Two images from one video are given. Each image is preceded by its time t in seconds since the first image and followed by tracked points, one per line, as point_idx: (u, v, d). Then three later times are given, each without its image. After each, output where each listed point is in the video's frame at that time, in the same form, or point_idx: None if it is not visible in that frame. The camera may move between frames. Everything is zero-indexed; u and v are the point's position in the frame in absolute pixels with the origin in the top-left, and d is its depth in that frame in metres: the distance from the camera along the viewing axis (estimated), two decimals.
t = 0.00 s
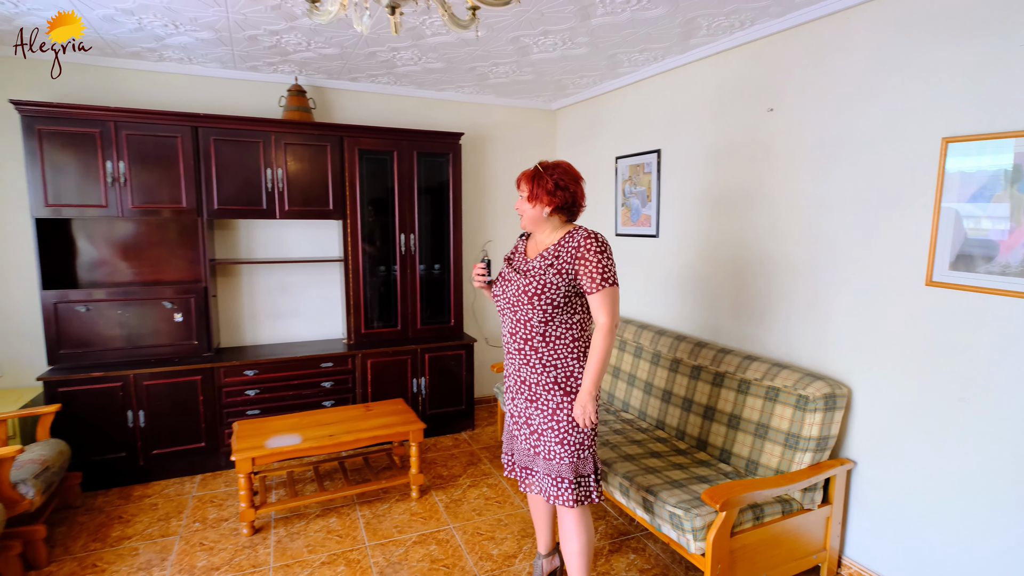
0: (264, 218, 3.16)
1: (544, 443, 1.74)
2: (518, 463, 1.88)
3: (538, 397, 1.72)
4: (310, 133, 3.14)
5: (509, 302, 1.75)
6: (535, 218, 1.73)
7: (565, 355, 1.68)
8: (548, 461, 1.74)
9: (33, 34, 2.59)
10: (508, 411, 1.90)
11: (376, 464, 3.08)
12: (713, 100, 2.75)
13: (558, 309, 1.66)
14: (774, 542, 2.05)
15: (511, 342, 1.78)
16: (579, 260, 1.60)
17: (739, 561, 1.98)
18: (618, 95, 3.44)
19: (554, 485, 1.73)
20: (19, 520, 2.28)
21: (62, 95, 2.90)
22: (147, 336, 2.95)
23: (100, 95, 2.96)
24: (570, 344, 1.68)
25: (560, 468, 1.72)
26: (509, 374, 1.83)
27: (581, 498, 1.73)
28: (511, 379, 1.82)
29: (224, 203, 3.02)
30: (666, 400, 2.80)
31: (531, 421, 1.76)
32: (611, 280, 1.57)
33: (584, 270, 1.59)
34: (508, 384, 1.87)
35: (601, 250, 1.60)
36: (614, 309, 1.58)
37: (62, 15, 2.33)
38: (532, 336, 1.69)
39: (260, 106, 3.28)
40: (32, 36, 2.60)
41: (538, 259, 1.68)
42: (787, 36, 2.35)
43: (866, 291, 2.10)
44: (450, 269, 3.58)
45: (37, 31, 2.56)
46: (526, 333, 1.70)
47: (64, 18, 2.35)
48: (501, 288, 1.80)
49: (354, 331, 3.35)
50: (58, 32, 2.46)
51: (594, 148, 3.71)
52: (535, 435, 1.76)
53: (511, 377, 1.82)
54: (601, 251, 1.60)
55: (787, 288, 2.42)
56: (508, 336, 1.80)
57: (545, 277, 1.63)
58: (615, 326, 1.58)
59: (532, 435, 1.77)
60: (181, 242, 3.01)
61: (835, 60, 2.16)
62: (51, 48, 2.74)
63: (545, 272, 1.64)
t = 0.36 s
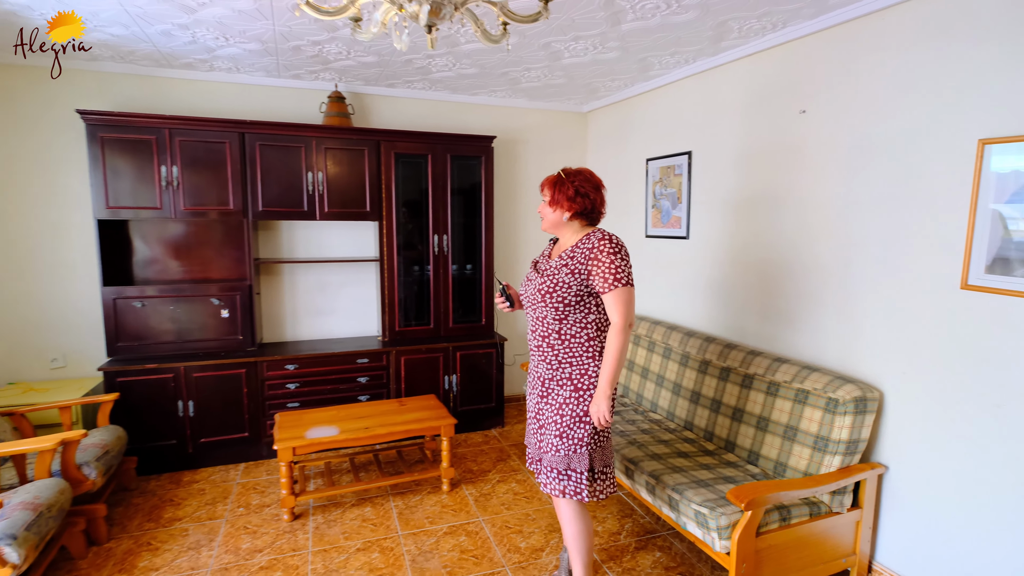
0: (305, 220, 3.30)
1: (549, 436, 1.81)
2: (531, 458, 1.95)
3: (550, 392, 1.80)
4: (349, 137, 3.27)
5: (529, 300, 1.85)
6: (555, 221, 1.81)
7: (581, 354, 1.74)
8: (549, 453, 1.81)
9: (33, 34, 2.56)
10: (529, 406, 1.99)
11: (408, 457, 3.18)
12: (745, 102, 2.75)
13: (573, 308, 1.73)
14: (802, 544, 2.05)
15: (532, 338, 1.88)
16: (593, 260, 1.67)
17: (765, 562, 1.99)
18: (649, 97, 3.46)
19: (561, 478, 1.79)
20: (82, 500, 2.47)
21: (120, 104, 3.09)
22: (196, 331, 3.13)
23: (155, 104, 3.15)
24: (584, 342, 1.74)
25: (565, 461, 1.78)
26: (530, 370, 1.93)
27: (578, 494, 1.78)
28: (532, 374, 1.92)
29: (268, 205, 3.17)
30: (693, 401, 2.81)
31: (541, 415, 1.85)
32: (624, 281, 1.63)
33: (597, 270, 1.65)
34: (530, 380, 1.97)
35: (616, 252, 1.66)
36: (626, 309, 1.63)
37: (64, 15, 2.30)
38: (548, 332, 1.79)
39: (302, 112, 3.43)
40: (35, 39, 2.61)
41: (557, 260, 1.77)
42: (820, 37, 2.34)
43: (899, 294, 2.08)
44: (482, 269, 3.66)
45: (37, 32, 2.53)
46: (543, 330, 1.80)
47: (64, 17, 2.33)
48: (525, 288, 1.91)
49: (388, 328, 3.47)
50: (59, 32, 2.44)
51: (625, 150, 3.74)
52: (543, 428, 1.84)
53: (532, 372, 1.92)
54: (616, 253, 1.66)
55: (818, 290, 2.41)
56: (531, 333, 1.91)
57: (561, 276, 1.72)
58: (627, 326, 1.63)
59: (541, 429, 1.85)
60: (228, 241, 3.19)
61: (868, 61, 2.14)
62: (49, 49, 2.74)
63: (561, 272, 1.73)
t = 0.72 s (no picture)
0: (344, 221, 3.44)
1: (562, 429, 1.90)
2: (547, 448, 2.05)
3: (565, 386, 1.88)
4: (385, 142, 3.40)
5: (550, 298, 1.93)
6: (579, 222, 1.87)
7: (598, 351, 1.80)
8: (559, 443, 1.90)
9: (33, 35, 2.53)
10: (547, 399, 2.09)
11: (440, 451, 3.28)
12: (776, 104, 2.75)
13: (591, 307, 1.80)
14: (829, 544, 2.06)
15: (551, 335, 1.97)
16: (611, 261, 1.73)
17: (790, 560, 2.00)
18: (680, 99, 3.48)
19: (574, 465, 1.89)
20: (139, 482, 2.64)
21: (175, 113, 3.29)
22: (241, 326, 3.30)
23: (206, 112, 3.33)
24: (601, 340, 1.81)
25: (576, 450, 1.87)
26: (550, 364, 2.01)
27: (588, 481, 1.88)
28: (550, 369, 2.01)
29: (309, 207, 3.32)
30: (722, 401, 2.82)
31: (557, 408, 1.94)
32: (641, 282, 1.69)
33: (615, 271, 1.71)
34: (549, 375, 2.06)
35: (634, 253, 1.72)
36: (642, 309, 1.69)
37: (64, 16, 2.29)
38: (566, 330, 1.87)
39: (342, 118, 3.57)
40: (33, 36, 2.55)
41: (577, 260, 1.84)
42: (853, 38, 2.33)
43: (931, 295, 2.07)
44: (513, 270, 3.74)
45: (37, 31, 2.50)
46: (562, 327, 1.88)
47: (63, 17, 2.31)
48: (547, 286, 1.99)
49: (422, 326, 3.58)
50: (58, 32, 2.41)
51: (655, 152, 3.76)
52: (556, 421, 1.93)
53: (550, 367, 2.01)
54: (633, 255, 1.72)
55: (849, 291, 2.40)
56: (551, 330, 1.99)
57: (580, 276, 1.79)
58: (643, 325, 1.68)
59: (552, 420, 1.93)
60: (271, 242, 3.35)
61: (901, 62, 2.13)
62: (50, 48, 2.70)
63: (580, 272, 1.80)
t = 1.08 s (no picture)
0: (378, 222, 3.57)
1: (568, 423, 2.03)
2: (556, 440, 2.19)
3: (569, 384, 2.01)
4: (418, 145, 3.51)
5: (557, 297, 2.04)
6: (587, 224, 1.94)
7: (593, 350, 1.90)
8: (568, 436, 2.04)
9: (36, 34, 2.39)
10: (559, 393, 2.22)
11: (469, 445, 3.37)
12: (805, 104, 2.75)
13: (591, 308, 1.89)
14: (852, 544, 2.06)
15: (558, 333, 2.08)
16: (611, 266, 1.80)
17: (812, 558, 2.02)
18: (708, 99, 3.49)
19: (586, 461, 2.00)
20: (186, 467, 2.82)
21: (220, 119, 3.47)
22: (281, 322, 3.47)
23: (250, 118, 3.52)
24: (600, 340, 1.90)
25: (585, 446, 1.99)
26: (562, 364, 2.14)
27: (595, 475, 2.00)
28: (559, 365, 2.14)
29: (345, 208, 3.46)
30: (747, 401, 2.84)
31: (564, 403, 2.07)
32: (638, 288, 1.74)
33: (614, 275, 1.78)
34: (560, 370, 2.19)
35: (633, 260, 1.77)
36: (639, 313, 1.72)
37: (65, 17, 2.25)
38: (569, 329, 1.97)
39: (376, 122, 3.71)
40: (33, 37, 2.35)
41: (582, 262, 1.93)
42: (882, 38, 2.32)
43: (960, 296, 2.05)
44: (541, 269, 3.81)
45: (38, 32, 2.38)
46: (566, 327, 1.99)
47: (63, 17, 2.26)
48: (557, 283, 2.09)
49: (451, 324, 3.68)
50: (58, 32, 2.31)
51: (683, 152, 3.78)
52: (564, 415, 2.06)
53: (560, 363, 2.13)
54: (634, 261, 1.77)
55: (877, 291, 2.38)
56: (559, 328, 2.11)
57: (581, 278, 1.89)
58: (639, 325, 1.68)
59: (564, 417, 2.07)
60: (308, 241, 3.51)
61: (931, 61, 2.12)
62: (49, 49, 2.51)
63: (582, 274, 1.89)
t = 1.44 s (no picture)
0: (407, 222, 3.66)
1: (564, 419, 2.07)
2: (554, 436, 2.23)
3: (563, 380, 2.04)
4: (447, 146, 3.59)
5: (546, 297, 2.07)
6: (574, 225, 1.97)
7: (583, 346, 1.92)
8: (565, 432, 2.07)
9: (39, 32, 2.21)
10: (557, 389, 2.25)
11: (494, 441, 3.43)
12: (835, 101, 2.70)
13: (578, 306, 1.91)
14: (878, 548, 2.03)
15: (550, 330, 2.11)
16: (596, 264, 1.83)
17: (835, 561, 2.00)
18: (738, 98, 3.45)
19: (582, 458, 2.03)
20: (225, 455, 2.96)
21: (259, 124, 3.62)
22: (314, 318, 3.60)
23: (287, 122, 3.65)
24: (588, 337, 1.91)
25: (579, 443, 2.03)
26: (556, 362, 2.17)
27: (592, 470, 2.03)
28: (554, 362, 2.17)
29: (376, 208, 3.56)
30: (774, 403, 2.80)
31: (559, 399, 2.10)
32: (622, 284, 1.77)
33: (599, 273, 1.81)
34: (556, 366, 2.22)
35: (616, 257, 1.81)
36: (625, 310, 1.75)
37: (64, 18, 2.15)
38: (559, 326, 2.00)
39: (406, 124, 3.80)
40: (32, 36, 2.16)
41: (569, 262, 1.97)
42: (916, 33, 2.27)
43: (995, 298, 1.99)
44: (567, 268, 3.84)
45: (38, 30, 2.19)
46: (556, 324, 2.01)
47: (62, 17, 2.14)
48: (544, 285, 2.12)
49: (478, 322, 3.74)
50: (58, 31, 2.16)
51: (712, 151, 3.75)
52: (560, 411, 2.10)
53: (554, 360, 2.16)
54: (618, 257, 1.81)
55: (909, 293, 2.33)
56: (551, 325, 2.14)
57: (567, 278, 1.92)
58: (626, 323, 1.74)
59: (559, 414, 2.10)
60: (342, 241, 3.68)
61: (966, 56, 2.07)
62: (50, 48, 2.28)
63: (569, 273, 1.92)
